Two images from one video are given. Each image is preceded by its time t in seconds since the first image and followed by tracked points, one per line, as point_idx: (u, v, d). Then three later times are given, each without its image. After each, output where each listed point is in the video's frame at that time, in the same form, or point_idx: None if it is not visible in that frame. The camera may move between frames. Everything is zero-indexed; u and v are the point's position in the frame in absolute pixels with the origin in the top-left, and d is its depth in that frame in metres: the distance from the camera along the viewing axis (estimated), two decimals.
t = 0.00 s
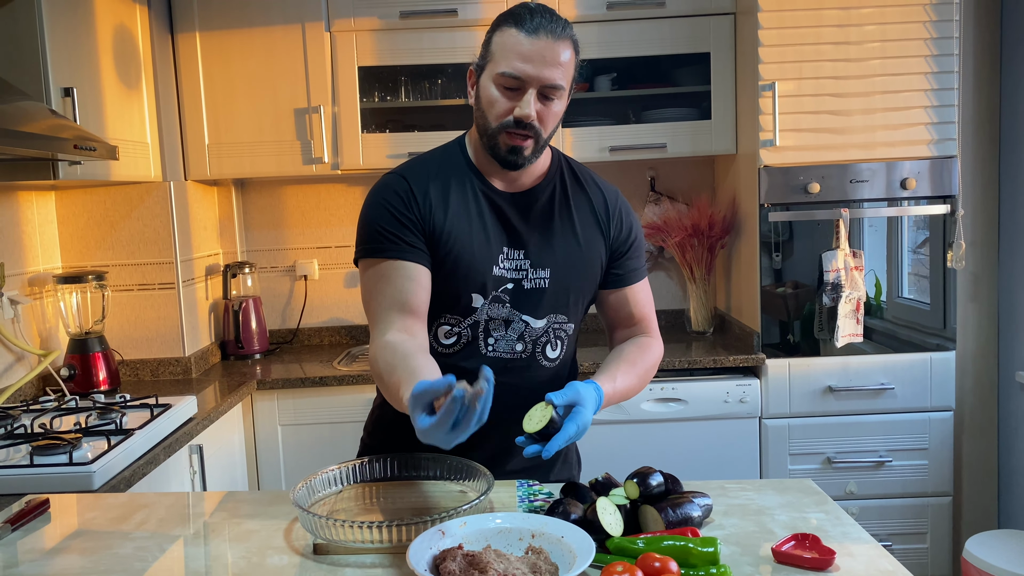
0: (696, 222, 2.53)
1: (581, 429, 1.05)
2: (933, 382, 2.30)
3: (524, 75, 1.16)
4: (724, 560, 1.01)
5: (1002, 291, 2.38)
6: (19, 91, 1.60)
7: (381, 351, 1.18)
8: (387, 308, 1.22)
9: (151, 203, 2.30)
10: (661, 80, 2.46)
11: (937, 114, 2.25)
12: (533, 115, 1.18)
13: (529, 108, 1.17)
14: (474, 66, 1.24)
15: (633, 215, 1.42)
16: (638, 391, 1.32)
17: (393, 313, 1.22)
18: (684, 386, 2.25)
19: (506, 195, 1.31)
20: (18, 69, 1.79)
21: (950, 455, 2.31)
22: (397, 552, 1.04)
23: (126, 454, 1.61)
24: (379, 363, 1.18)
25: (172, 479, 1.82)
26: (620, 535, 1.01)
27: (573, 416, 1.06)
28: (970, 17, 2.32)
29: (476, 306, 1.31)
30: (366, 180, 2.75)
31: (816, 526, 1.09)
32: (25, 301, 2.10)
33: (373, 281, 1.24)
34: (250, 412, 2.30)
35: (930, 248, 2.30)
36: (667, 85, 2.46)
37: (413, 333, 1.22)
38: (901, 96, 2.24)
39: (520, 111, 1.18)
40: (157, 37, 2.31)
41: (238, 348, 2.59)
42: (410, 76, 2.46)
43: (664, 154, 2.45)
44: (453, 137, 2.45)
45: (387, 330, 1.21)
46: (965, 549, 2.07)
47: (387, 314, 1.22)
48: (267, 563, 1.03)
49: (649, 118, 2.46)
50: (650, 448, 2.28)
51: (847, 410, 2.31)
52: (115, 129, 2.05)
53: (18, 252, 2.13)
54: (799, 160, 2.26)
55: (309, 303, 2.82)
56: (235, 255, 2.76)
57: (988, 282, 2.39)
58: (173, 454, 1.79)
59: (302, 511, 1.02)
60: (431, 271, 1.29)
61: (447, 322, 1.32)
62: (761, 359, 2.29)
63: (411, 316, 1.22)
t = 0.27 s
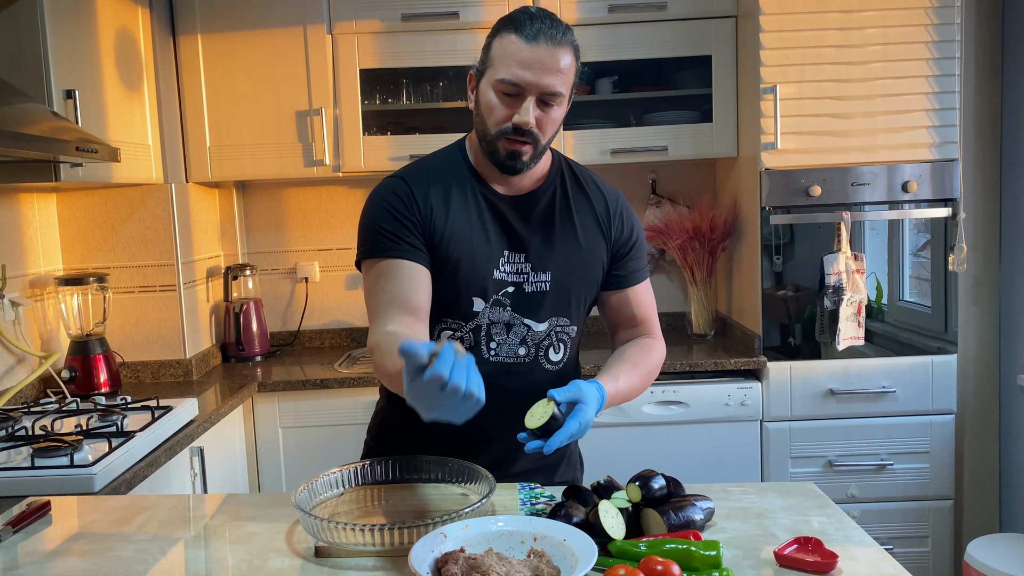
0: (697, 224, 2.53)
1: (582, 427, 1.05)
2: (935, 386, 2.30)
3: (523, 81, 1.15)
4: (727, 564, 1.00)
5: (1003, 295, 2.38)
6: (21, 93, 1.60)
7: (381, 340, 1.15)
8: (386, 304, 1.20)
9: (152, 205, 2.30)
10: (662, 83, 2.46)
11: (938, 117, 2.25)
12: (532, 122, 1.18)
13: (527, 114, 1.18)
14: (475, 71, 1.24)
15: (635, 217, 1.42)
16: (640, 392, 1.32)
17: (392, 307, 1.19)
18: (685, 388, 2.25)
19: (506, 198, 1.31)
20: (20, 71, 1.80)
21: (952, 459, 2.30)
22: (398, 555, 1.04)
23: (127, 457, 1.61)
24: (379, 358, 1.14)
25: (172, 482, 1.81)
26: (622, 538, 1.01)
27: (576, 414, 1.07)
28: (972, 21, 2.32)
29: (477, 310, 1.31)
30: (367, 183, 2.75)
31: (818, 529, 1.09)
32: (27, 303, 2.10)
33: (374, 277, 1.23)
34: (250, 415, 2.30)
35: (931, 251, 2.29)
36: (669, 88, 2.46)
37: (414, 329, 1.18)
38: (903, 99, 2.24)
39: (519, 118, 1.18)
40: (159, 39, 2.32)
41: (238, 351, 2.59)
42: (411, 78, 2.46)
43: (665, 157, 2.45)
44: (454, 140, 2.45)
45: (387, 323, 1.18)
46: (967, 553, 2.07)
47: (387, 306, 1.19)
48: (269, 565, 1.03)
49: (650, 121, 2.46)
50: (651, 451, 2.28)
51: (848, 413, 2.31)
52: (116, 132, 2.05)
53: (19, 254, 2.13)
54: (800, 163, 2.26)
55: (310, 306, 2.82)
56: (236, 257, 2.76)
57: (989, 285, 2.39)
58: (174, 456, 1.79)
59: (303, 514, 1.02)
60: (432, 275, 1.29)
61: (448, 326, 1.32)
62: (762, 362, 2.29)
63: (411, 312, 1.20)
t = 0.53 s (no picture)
0: (699, 227, 2.52)
1: (587, 430, 1.05)
2: (936, 389, 2.30)
3: (530, 86, 1.15)
4: (729, 567, 1.00)
5: (1005, 298, 2.38)
6: (23, 94, 1.60)
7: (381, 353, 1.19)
8: (384, 316, 1.23)
9: (153, 207, 2.30)
10: (663, 85, 2.46)
11: (940, 120, 2.25)
12: (538, 128, 1.18)
13: (534, 120, 1.17)
14: (481, 72, 1.24)
15: (639, 216, 1.42)
16: (645, 394, 1.32)
17: (390, 320, 1.23)
18: (686, 391, 2.25)
19: (509, 198, 1.31)
20: (22, 73, 1.80)
21: (953, 462, 2.30)
22: (401, 557, 1.03)
23: (128, 458, 1.61)
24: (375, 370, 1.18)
25: (173, 484, 1.81)
26: (625, 541, 1.00)
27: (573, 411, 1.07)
28: (973, 24, 2.33)
29: (481, 313, 1.31)
30: (368, 185, 2.75)
31: (821, 532, 1.09)
32: (28, 304, 2.10)
33: (373, 290, 1.25)
34: (251, 417, 2.30)
35: (932, 254, 2.29)
36: (670, 91, 2.46)
37: (412, 341, 1.22)
38: (904, 102, 2.24)
39: (525, 124, 1.18)
40: (161, 41, 2.32)
41: (239, 352, 2.59)
42: (413, 80, 2.46)
43: (667, 160, 2.45)
44: (456, 142, 2.46)
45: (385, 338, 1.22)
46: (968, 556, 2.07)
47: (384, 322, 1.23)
48: (271, 567, 1.03)
49: (652, 123, 2.47)
50: (652, 454, 2.27)
51: (849, 416, 2.30)
52: (118, 133, 2.05)
53: (21, 256, 2.13)
54: (802, 166, 2.26)
55: (311, 308, 2.82)
56: (237, 258, 2.76)
57: (990, 288, 2.39)
58: (174, 458, 1.79)
59: (305, 516, 1.01)
60: (435, 278, 1.29)
61: (452, 329, 1.32)
62: (763, 364, 2.28)
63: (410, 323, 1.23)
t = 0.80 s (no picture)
0: (700, 229, 2.52)
1: (587, 435, 1.05)
2: (937, 392, 2.30)
3: (527, 96, 1.15)
4: (731, 570, 1.00)
5: (1006, 301, 2.38)
6: (25, 95, 1.59)
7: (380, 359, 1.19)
8: (384, 323, 1.22)
9: (154, 208, 2.30)
10: (665, 88, 2.46)
11: (941, 123, 2.25)
12: (537, 137, 1.18)
13: (532, 130, 1.18)
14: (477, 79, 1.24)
15: (641, 218, 1.41)
16: (649, 401, 1.31)
17: (390, 326, 1.22)
18: (687, 394, 2.25)
19: (508, 203, 1.30)
20: (24, 73, 1.80)
21: (954, 465, 2.30)
22: (403, 559, 1.03)
23: (128, 459, 1.61)
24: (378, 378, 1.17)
25: (172, 485, 1.81)
26: (626, 544, 1.00)
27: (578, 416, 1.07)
28: (974, 27, 2.33)
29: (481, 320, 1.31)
30: (369, 186, 2.75)
31: (823, 536, 1.09)
32: (28, 305, 2.09)
33: (374, 297, 1.25)
34: (251, 418, 2.30)
35: (932, 257, 2.29)
36: (671, 93, 2.46)
37: (414, 348, 1.21)
38: (905, 106, 2.24)
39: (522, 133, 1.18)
40: (162, 42, 2.32)
41: (239, 354, 2.59)
42: (414, 82, 2.46)
43: (668, 162, 2.45)
44: (457, 144, 2.46)
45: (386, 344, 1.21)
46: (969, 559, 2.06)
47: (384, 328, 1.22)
48: (272, 570, 1.02)
49: (653, 126, 2.47)
50: (652, 456, 2.27)
51: (850, 419, 2.30)
52: (119, 134, 2.05)
53: (22, 256, 2.13)
54: (803, 169, 2.26)
55: (311, 309, 2.82)
56: (238, 260, 2.75)
57: (991, 292, 2.39)
58: (175, 459, 1.79)
59: (306, 518, 1.01)
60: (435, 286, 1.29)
61: (453, 337, 1.32)
62: (764, 367, 2.28)
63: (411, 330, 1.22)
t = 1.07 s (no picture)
0: (700, 231, 2.52)
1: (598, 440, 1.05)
2: (937, 394, 2.29)
3: (539, 96, 1.14)
4: (732, 572, 1.00)
5: (1006, 303, 2.38)
6: (25, 94, 1.59)
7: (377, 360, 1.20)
8: (380, 323, 1.23)
9: (154, 208, 2.30)
10: (665, 89, 2.46)
11: (942, 125, 2.25)
12: (548, 138, 1.18)
13: (543, 130, 1.17)
14: (487, 78, 1.23)
15: (647, 223, 1.40)
16: (647, 408, 1.30)
17: (385, 327, 1.23)
18: (687, 395, 2.25)
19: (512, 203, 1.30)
20: (24, 72, 1.79)
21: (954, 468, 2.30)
22: (403, 559, 1.03)
23: (128, 459, 1.60)
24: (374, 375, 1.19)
25: (172, 485, 1.81)
26: (628, 545, 1.00)
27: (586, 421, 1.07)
28: (975, 30, 2.33)
29: (479, 320, 1.31)
30: (369, 187, 2.75)
31: (824, 538, 1.09)
32: (28, 304, 2.09)
33: (369, 294, 1.25)
34: (250, 418, 2.29)
35: (932, 259, 2.29)
36: (672, 94, 2.46)
37: (407, 348, 1.23)
38: (906, 107, 2.24)
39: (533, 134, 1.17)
40: (163, 41, 2.31)
41: (239, 354, 2.59)
42: (415, 82, 2.46)
43: (668, 163, 2.45)
44: (457, 145, 2.45)
45: (380, 345, 1.22)
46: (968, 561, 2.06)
47: (379, 328, 1.23)
48: (272, 570, 1.02)
49: (653, 127, 2.47)
50: (652, 458, 2.27)
51: (850, 421, 2.30)
52: (120, 134, 2.05)
53: (21, 255, 2.13)
54: (804, 170, 2.26)
55: (311, 310, 2.82)
56: (238, 260, 2.75)
57: (991, 294, 2.39)
58: (174, 459, 1.79)
59: (306, 517, 1.01)
60: (434, 284, 1.29)
61: (451, 335, 1.33)
62: (764, 369, 2.28)
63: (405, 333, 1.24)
